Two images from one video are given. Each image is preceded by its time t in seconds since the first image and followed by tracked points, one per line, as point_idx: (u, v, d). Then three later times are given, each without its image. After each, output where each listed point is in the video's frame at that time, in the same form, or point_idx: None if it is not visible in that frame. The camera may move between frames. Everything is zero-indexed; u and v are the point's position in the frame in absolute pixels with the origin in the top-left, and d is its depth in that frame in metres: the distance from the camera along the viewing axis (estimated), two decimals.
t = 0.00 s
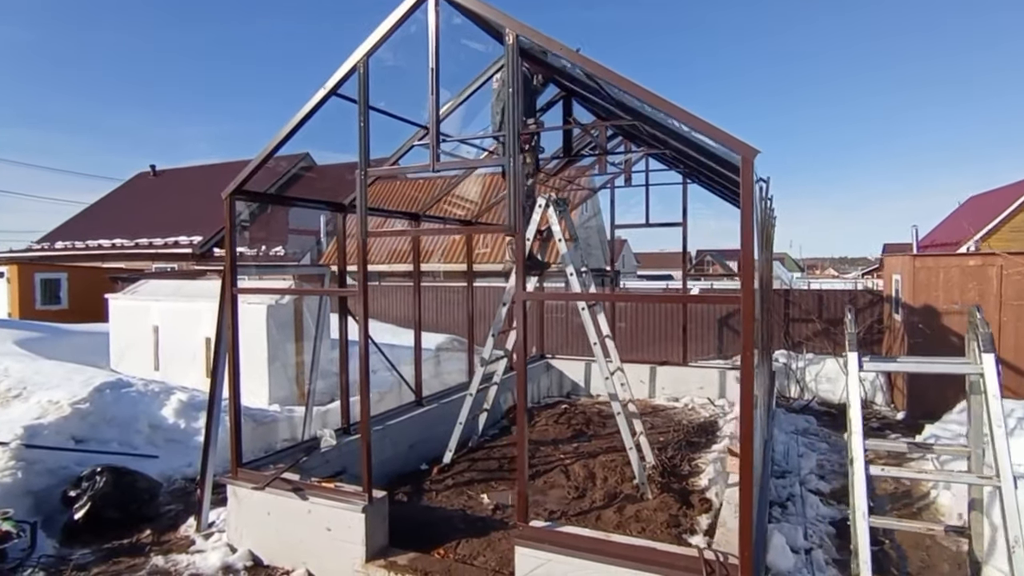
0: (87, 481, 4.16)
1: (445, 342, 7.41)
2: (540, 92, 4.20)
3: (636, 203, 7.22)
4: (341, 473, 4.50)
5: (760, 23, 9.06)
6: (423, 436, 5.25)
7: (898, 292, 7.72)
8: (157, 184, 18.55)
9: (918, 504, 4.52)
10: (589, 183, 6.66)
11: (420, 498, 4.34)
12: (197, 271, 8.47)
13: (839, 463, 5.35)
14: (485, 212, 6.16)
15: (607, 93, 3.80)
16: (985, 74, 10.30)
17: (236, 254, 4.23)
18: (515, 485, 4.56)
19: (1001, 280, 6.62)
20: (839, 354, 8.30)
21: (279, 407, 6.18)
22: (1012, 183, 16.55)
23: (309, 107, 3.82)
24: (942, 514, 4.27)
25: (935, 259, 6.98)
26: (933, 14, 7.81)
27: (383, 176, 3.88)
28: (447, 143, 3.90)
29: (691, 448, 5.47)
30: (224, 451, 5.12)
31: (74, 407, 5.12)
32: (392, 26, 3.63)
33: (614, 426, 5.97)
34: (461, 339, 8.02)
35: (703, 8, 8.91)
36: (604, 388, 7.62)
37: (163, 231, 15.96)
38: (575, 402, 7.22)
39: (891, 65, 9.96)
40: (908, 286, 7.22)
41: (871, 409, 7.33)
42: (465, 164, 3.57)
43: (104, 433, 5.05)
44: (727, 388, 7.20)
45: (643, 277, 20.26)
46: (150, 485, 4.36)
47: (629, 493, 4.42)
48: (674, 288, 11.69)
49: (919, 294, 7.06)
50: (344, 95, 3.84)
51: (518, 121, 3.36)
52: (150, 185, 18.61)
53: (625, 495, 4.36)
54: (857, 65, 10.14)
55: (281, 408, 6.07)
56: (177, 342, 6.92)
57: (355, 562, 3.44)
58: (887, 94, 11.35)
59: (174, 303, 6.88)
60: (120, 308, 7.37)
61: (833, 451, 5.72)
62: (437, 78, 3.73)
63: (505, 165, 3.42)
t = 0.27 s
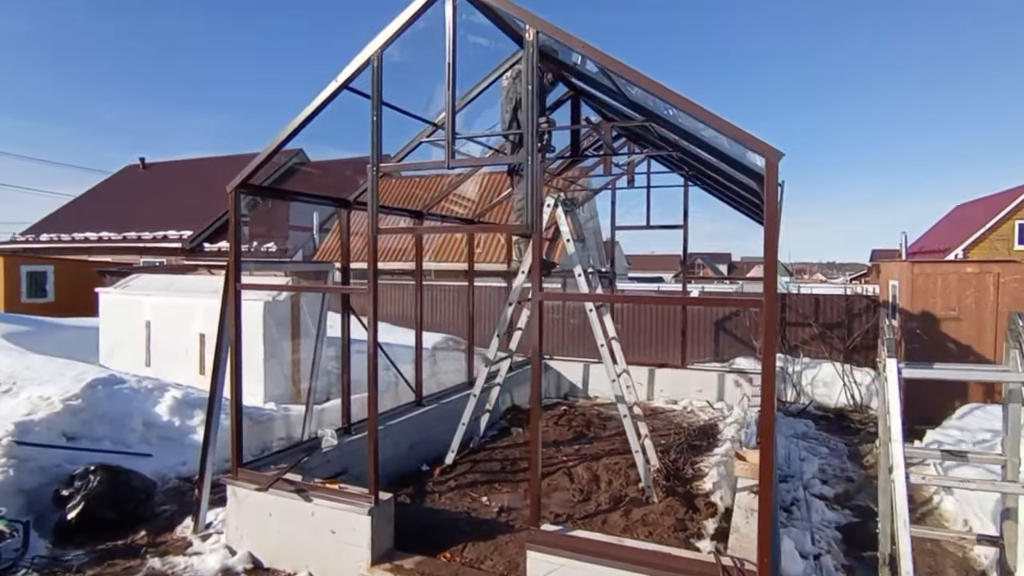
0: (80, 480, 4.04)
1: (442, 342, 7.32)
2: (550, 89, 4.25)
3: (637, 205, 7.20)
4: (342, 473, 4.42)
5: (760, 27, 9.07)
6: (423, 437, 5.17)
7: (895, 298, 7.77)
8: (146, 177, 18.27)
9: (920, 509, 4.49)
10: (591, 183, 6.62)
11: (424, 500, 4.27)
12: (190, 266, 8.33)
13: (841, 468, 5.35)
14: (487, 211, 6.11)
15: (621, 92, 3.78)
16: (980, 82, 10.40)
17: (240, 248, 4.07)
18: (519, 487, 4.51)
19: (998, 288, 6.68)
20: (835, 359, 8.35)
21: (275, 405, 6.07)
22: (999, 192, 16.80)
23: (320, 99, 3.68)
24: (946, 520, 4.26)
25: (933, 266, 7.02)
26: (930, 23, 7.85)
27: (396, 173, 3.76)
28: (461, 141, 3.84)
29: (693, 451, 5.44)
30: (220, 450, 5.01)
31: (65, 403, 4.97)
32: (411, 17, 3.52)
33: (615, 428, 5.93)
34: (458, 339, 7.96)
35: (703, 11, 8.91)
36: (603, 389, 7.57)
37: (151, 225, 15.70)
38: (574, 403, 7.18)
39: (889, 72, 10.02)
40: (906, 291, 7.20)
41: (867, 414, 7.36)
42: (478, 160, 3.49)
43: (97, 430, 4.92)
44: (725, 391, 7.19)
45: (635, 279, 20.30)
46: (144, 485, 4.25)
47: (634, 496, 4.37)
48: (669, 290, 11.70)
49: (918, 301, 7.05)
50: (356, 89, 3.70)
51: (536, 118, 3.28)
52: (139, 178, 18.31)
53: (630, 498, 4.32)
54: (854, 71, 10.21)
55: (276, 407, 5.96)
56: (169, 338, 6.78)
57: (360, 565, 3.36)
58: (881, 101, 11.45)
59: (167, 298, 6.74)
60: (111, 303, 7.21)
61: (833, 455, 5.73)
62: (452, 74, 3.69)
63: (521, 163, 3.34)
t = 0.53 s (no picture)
0: (80, 484, 3.90)
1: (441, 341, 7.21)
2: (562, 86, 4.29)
3: (640, 204, 7.17)
4: (349, 476, 4.32)
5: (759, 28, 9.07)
6: (429, 438, 5.09)
7: (895, 299, 7.81)
8: (133, 173, 17.93)
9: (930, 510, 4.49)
10: (594, 184, 6.57)
11: (434, 503, 4.19)
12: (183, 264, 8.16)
13: (848, 469, 5.34)
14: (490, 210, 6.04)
15: (642, 93, 3.75)
16: (973, 84, 10.54)
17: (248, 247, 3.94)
18: (530, 490, 4.45)
19: (998, 290, 6.78)
20: (834, 359, 8.38)
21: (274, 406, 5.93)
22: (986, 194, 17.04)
23: (335, 94, 3.54)
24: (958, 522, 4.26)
25: (933, 267, 7.11)
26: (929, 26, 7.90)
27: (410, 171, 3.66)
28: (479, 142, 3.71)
29: (701, 453, 5.40)
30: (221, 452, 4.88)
31: (60, 405, 4.82)
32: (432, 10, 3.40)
33: (620, 429, 5.90)
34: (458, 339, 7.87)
35: (704, 10, 8.89)
36: (604, 389, 7.53)
37: (139, 221, 15.40)
38: (576, 404, 7.12)
39: (886, 72, 10.08)
40: (906, 293, 7.24)
41: (868, 414, 7.39)
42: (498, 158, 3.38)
43: (91, 433, 4.76)
44: (728, 392, 7.18)
45: (627, 279, 20.31)
46: (145, 489, 4.11)
47: (647, 498, 4.33)
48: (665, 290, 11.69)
49: (918, 302, 7.11)
50: (371, 85, 3.57)
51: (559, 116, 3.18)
52: (125, 174, 17.97)
53: (643, 501, 4.27)
54: (850, 72, 10.28)
55: (276, 407, 5.82)
56: (164, 337, 6.62)
57: (375, 571, 3.27)
58: (876, 102, 11.54)
59: (162, 297, 6.58)
60: (103, 301, 7.03)
61: (838, 455, 5.73)
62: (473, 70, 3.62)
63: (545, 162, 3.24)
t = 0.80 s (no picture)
0: (35, 497, 3.64)
1: (415, 342, 7.05)
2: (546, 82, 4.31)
3: (616, 203, 7.18)
4: (327, 483, 4.15)
5: (730, 28, 9.19)
6: (407, 441, 4.95)
7: (862, 298, 8.02)
8: (84, 167, 17.10)
9: (906, 506, 4.58)
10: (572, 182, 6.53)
11: (417, 509, 4.06)
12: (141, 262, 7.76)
13: (825, 466, 5.42)
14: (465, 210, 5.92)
15: (632, 89, 3.69)
16: (930, 90, 10.91)
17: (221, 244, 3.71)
18: (514, 493, 4.37)
19: (960, 291, 7.04)
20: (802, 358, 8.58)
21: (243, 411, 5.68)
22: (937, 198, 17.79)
23: (317, 85, 3.34)
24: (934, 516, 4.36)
25: (900, 268, 7.27)
26: (896, 31, 8.08)
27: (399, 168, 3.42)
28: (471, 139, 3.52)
29: (682, 452, 5.42)
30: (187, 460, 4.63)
31: (11, 413, 4.53)
32: None
33: (600, 430, 5.87)
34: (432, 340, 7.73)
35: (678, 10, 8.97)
36: (580, 389, 7.51)
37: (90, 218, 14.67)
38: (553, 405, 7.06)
39: (850, 76, 10.37)
40: (874, 292, 7.42)
41: (836, 411, 7.56)
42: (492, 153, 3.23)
43: (47, 442, 4.52)
44: (703, 391, 7.24)
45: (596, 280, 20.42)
46: (107, 501, 3.86)
47: (633, 500, 4.29)
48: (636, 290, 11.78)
49: (886, 301, 7.27)
50: (356, 76, 3.38)
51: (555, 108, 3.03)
52: (75, 168, 17.12)
53: (630, 503, 4.23)
54: (815, 75, 10.55)
55: (245, 412, 5.57)
56: (123, 339, 6.27)
57: None
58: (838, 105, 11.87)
59: (121, 297, 6.24)
60: (56, 301, 6.63)
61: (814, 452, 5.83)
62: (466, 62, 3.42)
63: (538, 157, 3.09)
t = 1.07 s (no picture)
0: (18, 503, 3.44)
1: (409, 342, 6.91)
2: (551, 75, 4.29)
3: (614, 202, 7.11)
4: (324, 487, 3.99)
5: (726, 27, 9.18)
6: (405, 444, 4.80)
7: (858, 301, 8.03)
8: (64, 162, 16.66)
9: (914, 510, 4.54)
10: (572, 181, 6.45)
11: (418, 515, 3.92)
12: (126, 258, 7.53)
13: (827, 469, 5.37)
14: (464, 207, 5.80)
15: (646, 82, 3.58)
16: (921, 93, 10.99)
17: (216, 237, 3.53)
18: (517, 498, 4.25)
19: (957, 293, 7.10)
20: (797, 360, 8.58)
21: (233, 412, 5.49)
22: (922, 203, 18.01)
23: (324, 72, 3.20)
24: (941, 520, 4.33)
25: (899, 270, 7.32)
26: (889, 29, 8.13)
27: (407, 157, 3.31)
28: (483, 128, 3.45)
29: (684, 455, 5.35)
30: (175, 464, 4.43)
31: None
32: None
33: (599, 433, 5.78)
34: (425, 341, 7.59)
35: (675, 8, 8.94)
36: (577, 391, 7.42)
37: (70, 214, 14.27)
38: (550, 407, 6.95)
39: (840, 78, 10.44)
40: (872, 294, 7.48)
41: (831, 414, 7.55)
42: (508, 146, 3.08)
43: (29, 444, 4.43)
44: (700, 394, 7.19)
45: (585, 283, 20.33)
46: (93, 506, 3.66)
47: (639, 505, 4.19)
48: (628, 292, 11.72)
49: (884, 302, 7.35)
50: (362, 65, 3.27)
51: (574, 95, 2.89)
52: (54, 162, 16.67)
53: (636, 508, 4.13)
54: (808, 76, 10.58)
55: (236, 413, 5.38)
56: (107, 338, 6.04)
57: None
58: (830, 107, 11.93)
59: (106, 294, 6.02)
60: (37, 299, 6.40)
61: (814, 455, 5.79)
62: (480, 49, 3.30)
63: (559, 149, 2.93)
